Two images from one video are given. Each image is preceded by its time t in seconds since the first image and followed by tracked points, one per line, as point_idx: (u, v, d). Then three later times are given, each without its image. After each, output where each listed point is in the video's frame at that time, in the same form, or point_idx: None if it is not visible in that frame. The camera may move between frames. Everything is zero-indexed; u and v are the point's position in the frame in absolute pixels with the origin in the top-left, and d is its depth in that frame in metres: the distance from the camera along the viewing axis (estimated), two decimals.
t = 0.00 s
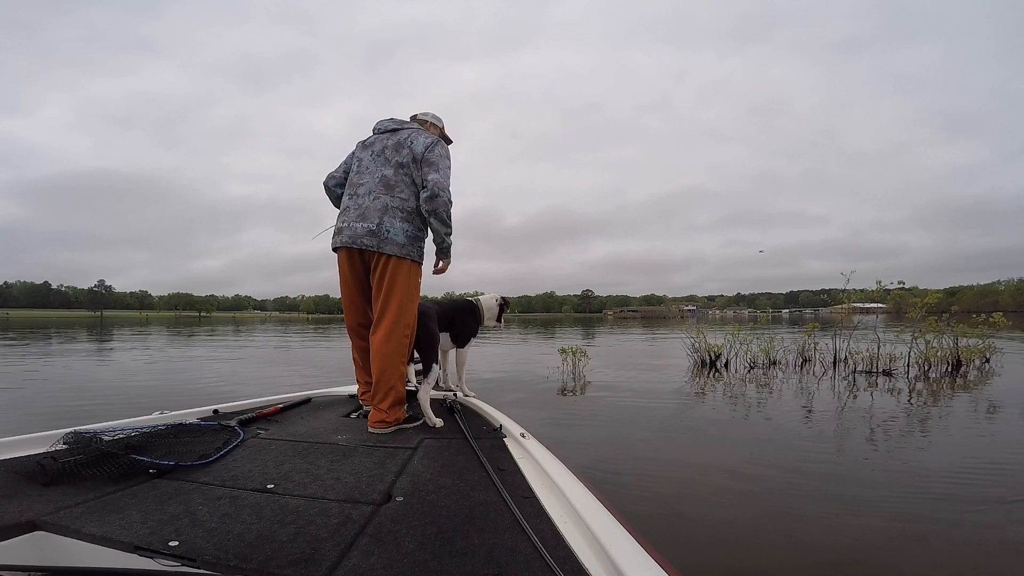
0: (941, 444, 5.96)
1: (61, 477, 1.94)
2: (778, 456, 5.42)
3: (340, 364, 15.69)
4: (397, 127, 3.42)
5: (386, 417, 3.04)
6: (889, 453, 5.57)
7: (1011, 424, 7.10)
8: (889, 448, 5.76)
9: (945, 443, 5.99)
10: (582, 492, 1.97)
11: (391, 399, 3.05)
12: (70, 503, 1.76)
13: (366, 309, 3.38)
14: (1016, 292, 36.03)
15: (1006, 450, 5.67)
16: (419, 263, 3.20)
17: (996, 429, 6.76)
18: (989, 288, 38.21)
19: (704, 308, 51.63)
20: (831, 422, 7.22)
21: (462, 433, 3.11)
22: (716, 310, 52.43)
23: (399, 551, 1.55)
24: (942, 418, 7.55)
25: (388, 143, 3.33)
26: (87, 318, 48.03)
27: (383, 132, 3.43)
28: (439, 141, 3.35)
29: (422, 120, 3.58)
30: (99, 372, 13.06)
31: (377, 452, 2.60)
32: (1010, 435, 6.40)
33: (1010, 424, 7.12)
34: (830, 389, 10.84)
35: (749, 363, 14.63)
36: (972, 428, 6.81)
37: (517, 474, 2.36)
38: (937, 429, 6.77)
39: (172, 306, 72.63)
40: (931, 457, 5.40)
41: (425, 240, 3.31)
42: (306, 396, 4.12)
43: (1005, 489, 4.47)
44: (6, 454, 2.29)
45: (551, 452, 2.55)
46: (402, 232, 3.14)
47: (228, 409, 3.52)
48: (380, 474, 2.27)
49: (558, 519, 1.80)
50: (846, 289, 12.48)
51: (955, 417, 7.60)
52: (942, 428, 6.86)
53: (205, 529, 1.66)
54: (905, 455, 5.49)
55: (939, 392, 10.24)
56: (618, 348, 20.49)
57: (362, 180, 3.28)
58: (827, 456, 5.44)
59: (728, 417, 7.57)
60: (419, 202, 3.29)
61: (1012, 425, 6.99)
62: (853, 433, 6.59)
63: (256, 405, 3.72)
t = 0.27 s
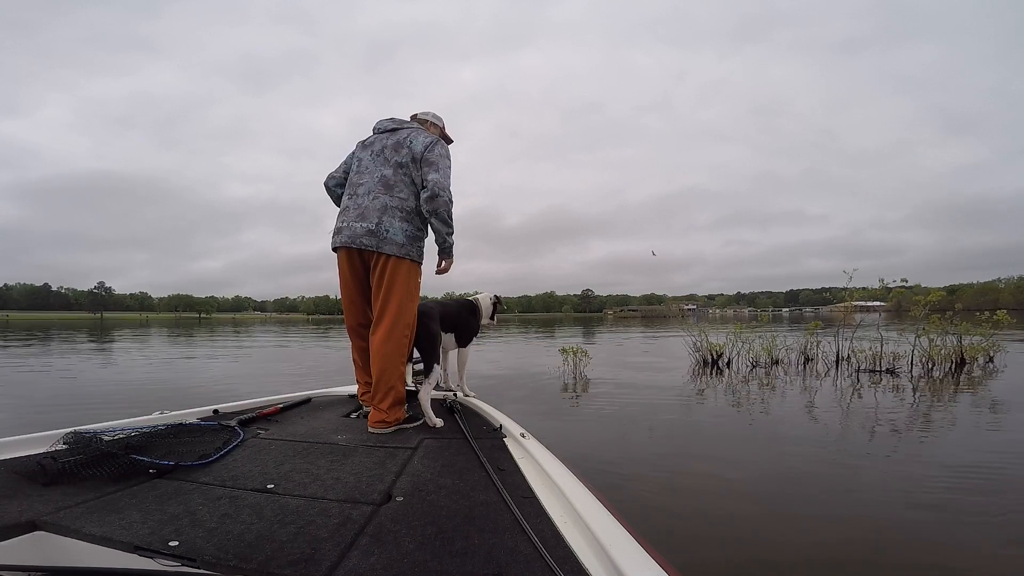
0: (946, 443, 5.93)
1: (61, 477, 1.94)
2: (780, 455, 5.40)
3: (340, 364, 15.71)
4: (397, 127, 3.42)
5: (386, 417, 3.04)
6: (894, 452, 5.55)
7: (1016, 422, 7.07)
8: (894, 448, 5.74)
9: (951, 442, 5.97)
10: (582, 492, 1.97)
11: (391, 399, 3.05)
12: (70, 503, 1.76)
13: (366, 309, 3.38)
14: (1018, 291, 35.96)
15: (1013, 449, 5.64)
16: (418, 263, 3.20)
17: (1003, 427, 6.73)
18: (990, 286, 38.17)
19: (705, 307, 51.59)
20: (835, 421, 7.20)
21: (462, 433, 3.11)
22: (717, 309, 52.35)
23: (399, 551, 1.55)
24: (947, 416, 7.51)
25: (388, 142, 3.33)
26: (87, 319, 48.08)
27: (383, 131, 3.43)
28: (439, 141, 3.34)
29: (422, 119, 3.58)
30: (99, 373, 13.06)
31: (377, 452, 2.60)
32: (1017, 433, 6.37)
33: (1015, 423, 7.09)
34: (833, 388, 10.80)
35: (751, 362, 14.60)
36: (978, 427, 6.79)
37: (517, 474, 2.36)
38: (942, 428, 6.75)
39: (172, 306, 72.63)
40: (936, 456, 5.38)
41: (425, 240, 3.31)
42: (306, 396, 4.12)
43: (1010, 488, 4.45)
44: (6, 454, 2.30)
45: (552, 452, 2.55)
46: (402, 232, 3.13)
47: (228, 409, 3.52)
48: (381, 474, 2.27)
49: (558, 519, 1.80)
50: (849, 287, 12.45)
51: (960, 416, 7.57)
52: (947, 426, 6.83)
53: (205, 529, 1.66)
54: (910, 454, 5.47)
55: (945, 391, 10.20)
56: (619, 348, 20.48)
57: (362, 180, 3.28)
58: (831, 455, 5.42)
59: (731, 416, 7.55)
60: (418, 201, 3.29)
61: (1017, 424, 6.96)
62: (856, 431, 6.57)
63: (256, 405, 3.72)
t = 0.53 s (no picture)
0: (950, 442, 5.92)
1: (61, 477, 1.94)
2: (782, 455, 5.40)
3: (341, 364, 15.71)
4: (396, 127, 3.41)
5: (386, 417, 3.04)
6: (898, 452, 5.54)
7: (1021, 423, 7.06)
8: (898, 448, 5.73)
9: (955, 442, 5.96)
10: (582, 492, 1.96)
11: (391, 399, 3.05)
12: (70, 503, 1.76)
13: (366, 309, 3.38)
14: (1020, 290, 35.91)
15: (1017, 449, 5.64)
16: (418, 262, 3.19)
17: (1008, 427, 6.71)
18: (990, 286, 38.14)
19: (706, 307, 51.54)
20: (839, 421, 7.19)
21: (462, 433, 3.11)
22: (718, 309, 52.29)
23: (399, 551, 1.55)
24: (952, 416, 7.49)
25: (387, 142, 3.33)
26: (86, 319, 48.06)
27: (382, 131, 3.43)
28: (438, 140, 3.33)
29: (422, 118, 3.58)
30: (99, 373, 13.06)
31: (377, 452, 2.60)
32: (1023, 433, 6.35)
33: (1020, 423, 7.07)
34: (835, 388, 10.78)
35: (753, 362, 14.58)
36: (983, 426, 6.77)
37: (517, 474, 2.36)
38: (947, 428, 6.74)
39: (172, 306, 72.60)
40: (941, 456, 5.36)
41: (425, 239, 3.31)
42: (306, 396, 4.12)
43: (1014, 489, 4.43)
44: (6, 454, 2.30)
45: (551, 452, 2.55)
46: (401, 232, 3.14)
47: (228, 409, 3.52)
48: (380, 474, 2.27)
49: (558, 520, 1.80)
50: (852, 287, 12.42)
51: (964, 416, 7.55)
52: (952, 426, 6.81)
53: (205, 529, 1.66)
54: (915, 454, 5.46)
55: (948, 391, 10.18)
56: (621, 347, 20.46)
57: (361, 180, 3.29)
58: (833, 455, 5.41)
59: (734, 416, 7.53)
60: (418, 201, 3.29)
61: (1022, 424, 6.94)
62: (860, 431, 6.55)
63: (256, 405, 3.72)
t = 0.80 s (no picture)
0: (956, 444, 5.90)
1: (61, 477, 1.94)
2: (784, 456, 5.39)
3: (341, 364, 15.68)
4: (396, 127, 3.41)
5: (386, 417, 3.04)
6: (902, 454, 5.53)
7: None
8: (904, 449, 5.71)
9: (961, 443, 5.94)
10: (582, 492, 1.96)
11: (391, 399, 3.05)
12: (70, 503, 1.76)
13: (367, 310, 3.38)
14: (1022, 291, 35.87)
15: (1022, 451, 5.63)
16: (419, 263, 3.19)
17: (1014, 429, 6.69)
18: (991, 286, 38.13)
19: (707, 307, 51.50)
20: (843, 422, 7.18)
21: (462, 433, 3.11)
22: (719, 309, 52.22)
23: (399, 551, 1.55)
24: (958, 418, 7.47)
25: (387, 142, 3.33)
26: (86, 318, 48.02)
27: (382, 131, 3.43)
28: (438, 140, 3.33)
29: (422, 118, 3.58)
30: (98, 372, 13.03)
31: (377, 452, 2.60)
32: None
33: None
34: (838, 389, 10.76)
35: (755, 363, 14.55)
36: (990, 428, 6.75)
37: (517, 474, 2.35)
38: (954, 429, 6.72)
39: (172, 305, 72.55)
40: (947, 457, 5.35)
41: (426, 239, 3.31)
42: (306, 396, 4.12)
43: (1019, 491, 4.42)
44: (6, 454, 2.30)
45: (551, 452, 2.55)
46: (402, 232, 3.13)
47: (228, 409, 3.52)
48: (380, 474, 2.27)
49: (558, 520, 1.80)
50: (855, 287, 12.40)
51: (970, 417, 7.53)
52: (958, 428, 6.80)
53: (205, 529, 1.66)
54: (920, 455, 5.45)
55: (952, 392, 10.16)
56: (622, 347, 20.42)
57: (362, 180, 3.29)
58: (836, 456, 5.40)
59: (737, 416, 7.51)
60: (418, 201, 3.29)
61: None
62: (865, 433, 6.54)
63: (256, 405, 3.72)
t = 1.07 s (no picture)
0: (962, 445, 5.89)
1: (61, 477, 1.94)
2: (786, 456, 5.38)
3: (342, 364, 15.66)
4: (397, 127, 3.41)
5: (386, 417, 3.04)
6: (906, 454, 5.52)
7: None
8: (909, 450, 5.70)
9: (968, 445, 5.93)
10: (582, 492, 1.96)
11: (391, 399, 3.05)
12: (70, 502, 1.76)
13: (367, 310, 3.39)
14: None
15: None
16: (420, 263, 3.19)
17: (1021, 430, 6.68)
18: (992, 286, 38.11)
19: (708, 308, 51.45)
20: (848, 424, 7.16)
21: (462, 433, 3.10)
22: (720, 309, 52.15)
23: (399, 551, 1.55)
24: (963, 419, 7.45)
25: (388, 142, 3.33)
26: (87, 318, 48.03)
27: (383, 131, 3.43)
28: (438, 139, 3.33)
29: (422, 118, 3.58)
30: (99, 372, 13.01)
31: (377, 452, 2.60)
32: None
33: None
34: (841, 390, 10.74)
35: (757, 363, 14.53)
36: (997, 429, 6.74)
37: (517, 474, 2.35)
38: (960, 430, 6.71)
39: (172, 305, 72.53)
40: (953, 458, 5.34)
41: (427, 239, 3.31)
42: (306, 396, 4.12)
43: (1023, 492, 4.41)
44: (6, 454, 2.30)
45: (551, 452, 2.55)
46: (403, 232, 3.13)
47: (228, 410, 3.52)
48: (380, 474, 2.27)
49: (558, 519, 1.80)
50: (857, 287, 12.38)
51: (975, 418, 7.51)
52: (965, 429, 6.78)
53: (205, 529, 1.66)
54: (923, 456, 5.45)
55: (958, 393, 10.13)
56: (623, 348, 20.41)
57: (363, 181, 3.29)
58: (840, 457, 5.39)
59: (741, 417, 7.50)
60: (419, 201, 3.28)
61: None
62: (869, 434, 6.53)
63: (256, 405, 3.72)
